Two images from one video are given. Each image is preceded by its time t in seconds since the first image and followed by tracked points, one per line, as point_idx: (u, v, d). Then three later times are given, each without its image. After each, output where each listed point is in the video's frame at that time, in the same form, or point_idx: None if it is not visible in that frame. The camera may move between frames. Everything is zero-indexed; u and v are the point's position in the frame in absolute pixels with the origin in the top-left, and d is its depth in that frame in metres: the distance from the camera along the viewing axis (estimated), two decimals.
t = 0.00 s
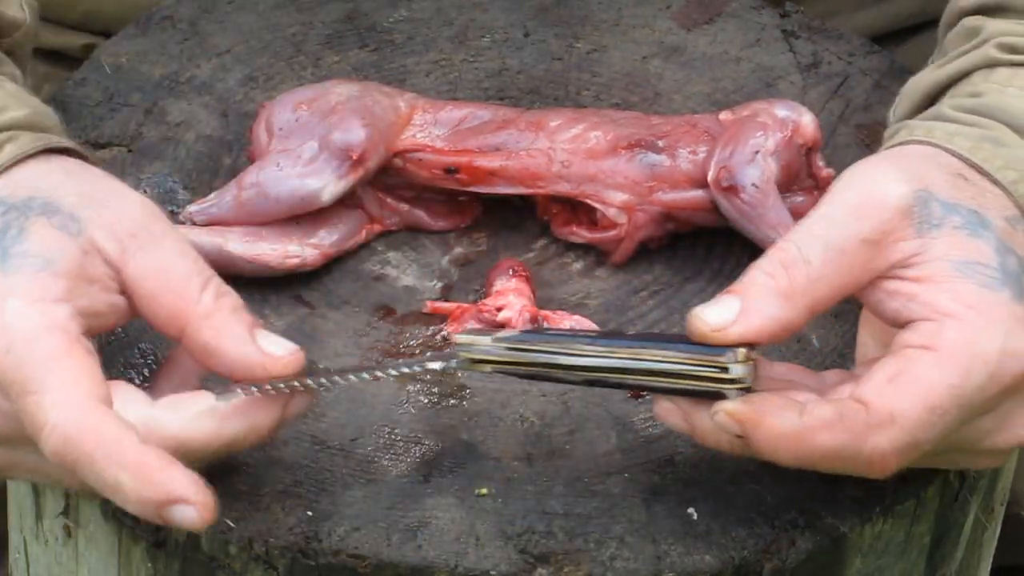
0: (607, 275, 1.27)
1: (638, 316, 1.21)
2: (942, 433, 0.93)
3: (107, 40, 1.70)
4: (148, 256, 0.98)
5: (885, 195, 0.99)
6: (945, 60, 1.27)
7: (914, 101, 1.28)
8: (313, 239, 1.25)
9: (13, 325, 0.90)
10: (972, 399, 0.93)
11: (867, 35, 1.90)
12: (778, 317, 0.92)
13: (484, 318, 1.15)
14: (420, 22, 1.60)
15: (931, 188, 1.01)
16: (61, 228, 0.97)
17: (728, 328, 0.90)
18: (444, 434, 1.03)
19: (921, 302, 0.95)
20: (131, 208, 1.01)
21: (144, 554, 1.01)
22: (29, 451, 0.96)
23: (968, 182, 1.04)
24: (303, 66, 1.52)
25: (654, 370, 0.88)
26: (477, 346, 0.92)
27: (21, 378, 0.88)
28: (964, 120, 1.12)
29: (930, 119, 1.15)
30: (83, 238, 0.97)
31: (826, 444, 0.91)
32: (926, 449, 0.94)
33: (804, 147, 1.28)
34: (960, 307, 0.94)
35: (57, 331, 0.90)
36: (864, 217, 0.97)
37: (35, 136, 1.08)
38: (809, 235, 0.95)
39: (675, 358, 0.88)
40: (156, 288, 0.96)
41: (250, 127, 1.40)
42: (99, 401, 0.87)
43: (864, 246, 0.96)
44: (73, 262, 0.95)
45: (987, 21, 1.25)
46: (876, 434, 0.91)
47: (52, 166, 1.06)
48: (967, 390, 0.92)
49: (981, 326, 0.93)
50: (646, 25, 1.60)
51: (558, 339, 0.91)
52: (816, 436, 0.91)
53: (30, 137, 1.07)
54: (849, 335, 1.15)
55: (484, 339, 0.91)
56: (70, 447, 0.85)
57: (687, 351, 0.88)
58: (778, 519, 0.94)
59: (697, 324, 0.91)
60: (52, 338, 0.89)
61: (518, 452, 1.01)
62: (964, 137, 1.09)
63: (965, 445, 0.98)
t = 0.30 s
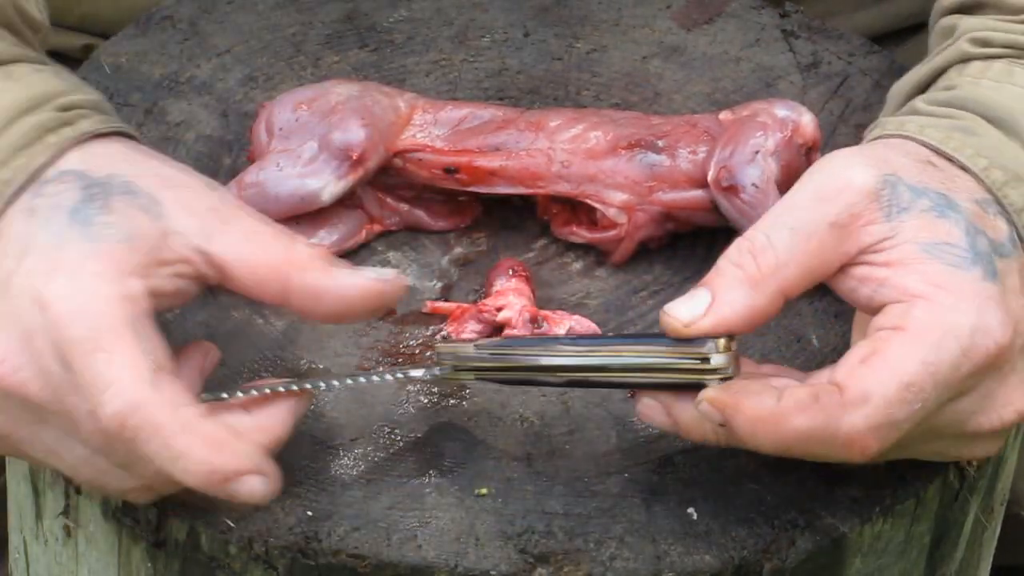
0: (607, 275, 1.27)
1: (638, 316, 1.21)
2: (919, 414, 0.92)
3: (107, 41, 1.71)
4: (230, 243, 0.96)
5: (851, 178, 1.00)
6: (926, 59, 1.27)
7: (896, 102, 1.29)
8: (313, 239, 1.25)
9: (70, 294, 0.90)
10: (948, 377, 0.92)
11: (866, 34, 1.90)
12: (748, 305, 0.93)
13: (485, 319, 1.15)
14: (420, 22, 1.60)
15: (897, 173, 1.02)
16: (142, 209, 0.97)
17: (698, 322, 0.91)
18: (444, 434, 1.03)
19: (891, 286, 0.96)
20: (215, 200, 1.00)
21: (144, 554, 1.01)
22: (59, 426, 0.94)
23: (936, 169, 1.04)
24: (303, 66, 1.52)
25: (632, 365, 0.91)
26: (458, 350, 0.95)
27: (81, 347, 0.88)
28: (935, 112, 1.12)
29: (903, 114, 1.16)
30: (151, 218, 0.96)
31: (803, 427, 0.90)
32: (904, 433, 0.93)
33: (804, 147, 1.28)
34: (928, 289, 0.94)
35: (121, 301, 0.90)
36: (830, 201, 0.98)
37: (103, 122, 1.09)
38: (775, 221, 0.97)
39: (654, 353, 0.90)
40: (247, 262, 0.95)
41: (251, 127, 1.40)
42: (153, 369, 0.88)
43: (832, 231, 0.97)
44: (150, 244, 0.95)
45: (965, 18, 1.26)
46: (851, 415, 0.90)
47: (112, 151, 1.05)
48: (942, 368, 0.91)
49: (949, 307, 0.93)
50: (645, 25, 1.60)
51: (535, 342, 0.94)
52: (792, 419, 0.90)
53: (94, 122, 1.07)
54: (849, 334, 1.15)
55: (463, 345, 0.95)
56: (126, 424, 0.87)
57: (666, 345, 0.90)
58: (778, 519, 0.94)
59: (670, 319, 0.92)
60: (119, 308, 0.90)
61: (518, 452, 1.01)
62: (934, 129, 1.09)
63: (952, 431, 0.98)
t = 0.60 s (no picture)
0: (607, 275, 1.27)
1: (638, 316, 1.21)
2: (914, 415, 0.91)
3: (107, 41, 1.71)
4: (202, 266, 0.95)
5: (848, 188, 1.00)
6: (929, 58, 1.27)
7: (899, 102, 1.28)
8: (313, 239, 1.25)
9: (77, 300, 0.88)
10: (942, 378, 0.91)
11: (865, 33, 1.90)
12: (748, 316, 0.93)
13: (485, 320, 1.15)
14: (420, 22, 1.60)
15: (894, 179, 1.02)
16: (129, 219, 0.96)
17: (694, 326, 0.91)
18: (445, 434, 1.03)
19: (886, 290, 0.96)
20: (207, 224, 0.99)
21: (145, 555, 1.01)
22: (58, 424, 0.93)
23: (934, 173, 1.04)
24: (303, 66, 1.52)
25: (625, 367, 0.92)
26: (445, 346, 0.98)
27: (101, 355, 0.87)
28: (941, 114, 1.12)
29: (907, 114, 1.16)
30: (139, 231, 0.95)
31: (795, 425, 0.90)
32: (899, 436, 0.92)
33: (804, 147, 1.28)
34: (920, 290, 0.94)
35: (127, 302, 0.89)
36: (827, 211, 0.98)
37: (102, 139, 1.07)
38: (773, 235, 0.97)
39: (649, 357, 0.91)
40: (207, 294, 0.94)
41: (250, 127, 1.40)
42: (180, 366, 0.87)
43: (828, 241, 0.97)
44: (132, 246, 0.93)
45: (970, 18, 1.25)
46: (844, 415, 0.90)
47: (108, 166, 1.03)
48: (937, 371, 0.90)
49: (944, 308, 0.92)
50: (645, 25, 1.60)
51: (524, 340, 0.95)
52: (784, 417, 0.90)
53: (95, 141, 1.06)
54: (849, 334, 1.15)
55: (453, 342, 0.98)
56: (170, 420, 0.86)
57: (664, 348, 0.91)
58: (778, 519, 0.95)
59: (665, 321, 0.92)
60: (126, 311, 0.88)
61: (518, 452, 1.01)
62: (937, 130, 1.09)
63: (945, 430, 0.97)
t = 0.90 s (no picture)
0: (607, 275, 1.27)
1: (638, 316, 1.21)
2: (942, 428, 0.92)
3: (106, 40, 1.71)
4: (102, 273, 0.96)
5: (878, 196, 0.99)
6: (940, 61, 1.27)
7: (910, 104, 1.29)
8: (313, 238, 1.25)
9: None
10: (970, 392, 0.92)
11: (866, 33, 1.89)
12: (777, 323, 0.91)
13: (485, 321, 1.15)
14: (420, 22, 1.60)
15: (923, 188, 1.01)
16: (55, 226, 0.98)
17: (726, 333, 0.89)
18: (444, 434, 1.03)
19: (913, 300, 0.95)
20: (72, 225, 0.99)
21: (144, 555, 1.01)
22: None
23: (959, 181, 1.04)
24: (303, 65, 1.52)
25: (649, 370, 0.90)
26: (466, 329, 0.95)
27: None
28: (956, 120, 1.13)
29: (923, 119, 1.16)
30: None
31: (826, 438, 0.90)
32: (927, 448, 0.93)
33: (804, 146, 1.28)
34: (949, 302, 0.94)
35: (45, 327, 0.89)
36: (857, 220, 0.97)
37: (39, 143, 1.11)
38: (802, 242, 0.96)
39: (672, 362, 0.89)
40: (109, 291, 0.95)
41: (250, 127, 1.40)
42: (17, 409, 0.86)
43: (858, 251, 0.96)
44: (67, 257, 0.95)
45: (980, 20, 1.25)
46: (876, 432, 0.90)
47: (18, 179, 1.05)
48: (965, 386, 0.91)
49: (974, 322, 0.93)
50: (645, 25, 1.60)
51: (549, 330, 0.93)
52: (815, 430, 0.90)
53: (33, 145, 1.10)
54: (849, 334, 1.15)
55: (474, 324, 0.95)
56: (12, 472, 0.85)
57: (686, 354, 0.89)
58: (778, 519, 0.95)
59: (694, 326, 0.89)
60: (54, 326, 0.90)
61: (518, 452, 1.01)
62: (956, 137, 1.09)
63: (966, 441, 0.98)
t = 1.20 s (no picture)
0: (607, 275, 1.27)
1: (638, 316, 1.21)
2: (949, 429, 0.92)
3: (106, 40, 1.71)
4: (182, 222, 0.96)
5: (890, 193, 0.99)
6: (941, 61, 1.27)
7: (911, 103, 1.29)
8: (313, 238, 1.25)
9: (66, 290, 0.90)
10: (978, 393, 0.92)
11: (865, 32, 1.89)
12: (784, 322, 0.92)
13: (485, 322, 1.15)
14: (420, 22, 1.60)
15: (934, 186, 1.01)
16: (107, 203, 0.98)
17: (735, 332, 0.89)
18: (445, 434, 1.03)
19: (922, 298, 0.95)
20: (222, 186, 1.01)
21: (144, 554, 1.01)
22: (36, 425, 0.93)
23: (968, 181, 1.04)
24: (303, 65, 1.52)
25: (655, 368, 0.90)
26: (472, 327, 0.93)
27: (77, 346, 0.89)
28: (954, 118, 1.13)
29: (926, 119, 1.16)
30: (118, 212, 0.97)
31: (833, 437, 0.91)
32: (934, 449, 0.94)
33: (804, 146, 1.28)
34: (958, 302, 0.94)
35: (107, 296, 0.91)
36: (869, 217, 0.97)
37: (89, 134, 1.10)
38: (812, 238, 0.95)
39: (678, 359, 0.89)
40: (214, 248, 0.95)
41: (250, 127, 1.40)
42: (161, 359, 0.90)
43: (869, 248, 0.96)
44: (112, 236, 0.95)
45: (981, 20, 1.25)
46: (884, 432, 0.91)
47: (103, 152, 1.06)
48: (973, 387, 0.91)
49: (983, 322, 0.93)
50: (645, 25, 1.60)
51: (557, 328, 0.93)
52: (824, 429, 0.91)
53: (84, 136, 1.09)
54: (849, 334, 1.15)
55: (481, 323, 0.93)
56: (158, 420, 0.89)
57: (692, 352, 0.89)
58: (778, 519, 0.95)
59: (703, 325, 0.89)
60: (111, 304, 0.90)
61: (517, 452, 1.01)
62: (959, 135, 1.10)
63: (972, 442, 0.98)
